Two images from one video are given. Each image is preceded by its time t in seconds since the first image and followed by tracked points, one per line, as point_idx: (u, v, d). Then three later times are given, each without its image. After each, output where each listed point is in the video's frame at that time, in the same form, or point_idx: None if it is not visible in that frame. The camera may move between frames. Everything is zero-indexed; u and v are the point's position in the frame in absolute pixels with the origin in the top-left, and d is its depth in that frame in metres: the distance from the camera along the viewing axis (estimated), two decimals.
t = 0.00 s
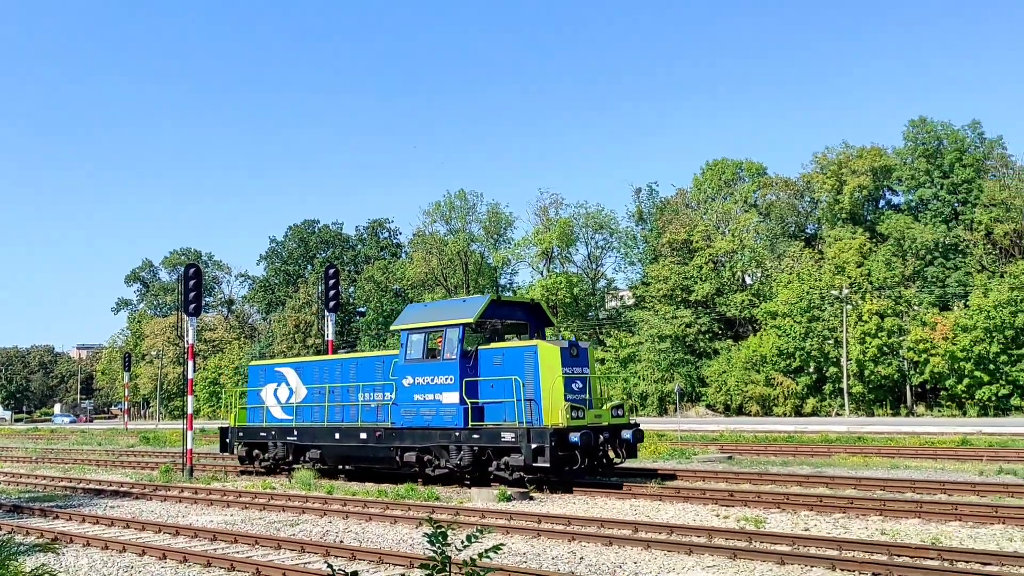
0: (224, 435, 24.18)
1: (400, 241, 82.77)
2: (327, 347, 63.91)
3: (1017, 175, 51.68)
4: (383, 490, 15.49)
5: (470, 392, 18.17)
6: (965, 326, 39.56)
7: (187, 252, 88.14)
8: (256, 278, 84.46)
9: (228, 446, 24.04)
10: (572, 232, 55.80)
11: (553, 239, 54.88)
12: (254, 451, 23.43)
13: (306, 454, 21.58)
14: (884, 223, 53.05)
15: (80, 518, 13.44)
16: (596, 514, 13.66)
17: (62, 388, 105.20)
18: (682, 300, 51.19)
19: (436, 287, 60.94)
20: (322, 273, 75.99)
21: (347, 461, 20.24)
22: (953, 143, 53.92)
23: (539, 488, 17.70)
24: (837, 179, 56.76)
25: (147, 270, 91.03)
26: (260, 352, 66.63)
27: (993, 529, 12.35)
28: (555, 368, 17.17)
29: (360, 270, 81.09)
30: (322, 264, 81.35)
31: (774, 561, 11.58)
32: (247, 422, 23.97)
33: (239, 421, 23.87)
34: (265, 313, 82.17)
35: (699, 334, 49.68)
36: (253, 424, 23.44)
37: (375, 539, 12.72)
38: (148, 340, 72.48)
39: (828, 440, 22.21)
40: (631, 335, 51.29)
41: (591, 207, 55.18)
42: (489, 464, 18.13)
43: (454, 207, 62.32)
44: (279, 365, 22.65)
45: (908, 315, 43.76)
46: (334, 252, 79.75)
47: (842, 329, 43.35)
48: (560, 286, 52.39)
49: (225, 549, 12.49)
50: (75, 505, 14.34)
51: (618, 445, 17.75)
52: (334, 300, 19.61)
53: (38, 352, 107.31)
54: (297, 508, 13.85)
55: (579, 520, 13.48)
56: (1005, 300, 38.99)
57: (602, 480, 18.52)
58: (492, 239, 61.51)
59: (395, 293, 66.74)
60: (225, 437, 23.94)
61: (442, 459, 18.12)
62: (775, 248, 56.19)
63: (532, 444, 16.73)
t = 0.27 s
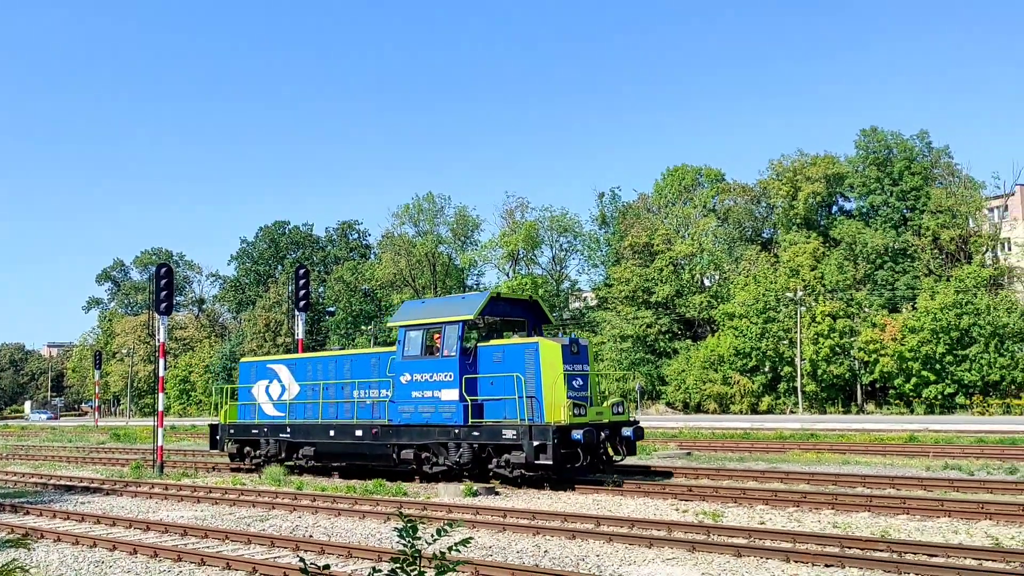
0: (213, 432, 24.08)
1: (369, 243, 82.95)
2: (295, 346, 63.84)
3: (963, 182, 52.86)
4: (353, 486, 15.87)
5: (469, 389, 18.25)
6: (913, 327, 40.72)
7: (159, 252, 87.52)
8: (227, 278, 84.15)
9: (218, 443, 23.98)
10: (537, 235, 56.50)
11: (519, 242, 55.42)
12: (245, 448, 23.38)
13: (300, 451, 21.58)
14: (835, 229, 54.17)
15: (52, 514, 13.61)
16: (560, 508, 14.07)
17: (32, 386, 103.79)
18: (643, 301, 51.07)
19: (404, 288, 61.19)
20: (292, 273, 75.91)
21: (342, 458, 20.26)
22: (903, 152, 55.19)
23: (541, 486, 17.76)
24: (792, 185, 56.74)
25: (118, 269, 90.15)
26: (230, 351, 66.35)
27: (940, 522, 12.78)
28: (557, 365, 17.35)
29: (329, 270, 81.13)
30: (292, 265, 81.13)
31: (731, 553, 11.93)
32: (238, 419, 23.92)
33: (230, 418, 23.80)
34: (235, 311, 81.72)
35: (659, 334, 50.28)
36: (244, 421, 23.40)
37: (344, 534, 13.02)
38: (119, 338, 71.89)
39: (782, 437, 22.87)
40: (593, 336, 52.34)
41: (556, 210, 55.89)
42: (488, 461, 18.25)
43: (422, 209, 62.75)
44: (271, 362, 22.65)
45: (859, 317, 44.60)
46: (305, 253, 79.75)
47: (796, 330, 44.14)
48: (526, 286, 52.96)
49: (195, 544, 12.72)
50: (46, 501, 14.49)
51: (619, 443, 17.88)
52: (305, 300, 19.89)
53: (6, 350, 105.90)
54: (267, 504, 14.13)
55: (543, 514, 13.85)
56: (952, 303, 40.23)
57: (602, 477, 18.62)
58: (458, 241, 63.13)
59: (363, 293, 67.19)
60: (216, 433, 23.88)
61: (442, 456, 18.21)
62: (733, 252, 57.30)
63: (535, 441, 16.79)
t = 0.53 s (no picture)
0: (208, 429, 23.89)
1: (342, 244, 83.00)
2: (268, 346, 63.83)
3: (916, 189, 54.32)
4: (326, 482, 16.22)
5: (472, 387, 18.11)
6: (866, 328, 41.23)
7: (134, 253, 86.88)
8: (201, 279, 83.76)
9: (213, 441, 23.83)
10: (507, 238, 57.08)
11: (488, 244, 55.97)
12: (240, 446, 23.22)
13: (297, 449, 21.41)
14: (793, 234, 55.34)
15: (26, 510, 13.78)
16: (527, 503, 14.47)
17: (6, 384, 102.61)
18: (609, 302, 51.36)
19: (376, 289, 61.42)
20: (265, 273, 75.80)
21: (340, 456, 20.08)
22: (858, 160, 56.46)
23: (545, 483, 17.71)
24: (751, 192, 58.00)
25: (93, 268, 89.36)
26: (204, 350, 66.01)
27: (892, 515, 13.28)
28: (563, 363, 17.27)
29: (303, 271, 81.09)
30: (266, 266, 80.85)
31: (692, 546, 12.35)
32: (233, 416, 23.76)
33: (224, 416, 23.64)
34: (209, 311, 81.32)
35: (624, 335, 51.10)
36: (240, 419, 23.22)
37: (316, 529, 13.30)
38: (93, 336, 71.44)
39: (742, 434, 23.43)
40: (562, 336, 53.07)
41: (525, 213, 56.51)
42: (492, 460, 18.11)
43: (394, 212, 63.06)
44: (267, 359, 22.50)
45: (816, 318, 45.53)
46: (279, 254, 79.68)
47: (755, 330, 44.56)
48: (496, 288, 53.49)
49: (169, 539, 12.94)
50: (20, 498, 14.64)
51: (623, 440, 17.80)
52: (279, 300, 20.10)
53: None
54: (240, 500, 14.38)
55: (511, 510, 14.24)
56: (903, 305, 40.36)
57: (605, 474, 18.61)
58: (430, 243, 63.69)
59: (336, 293, 67.30)
60: (210, 431, 23.72)
61: (444, 454, 18.05)
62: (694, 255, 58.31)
63: (541, 439, 16.72)
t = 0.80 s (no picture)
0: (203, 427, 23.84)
1: (317, 246, 82.93)
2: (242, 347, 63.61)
3: (871, 197, 56.00)
4: (300, 479, 16.55)
5: (476, 384, 18.22)
6: (823, 329, 42.04)
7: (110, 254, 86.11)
8: (178, 280, 83.20)
9: (208, 438, 23.84)
10: (478, 241, 57.51)
11: (460, 247, 56.26)
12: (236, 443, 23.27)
13: (295, 447, 21.46)
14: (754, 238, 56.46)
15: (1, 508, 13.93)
16: (496, 499, 14.87)
17: None
18: (576, 303, 52.63)
19: (350, 289, 61.54)
20: (239, 274, 75.54)
21: (341, 454, 20.18)
22: (816, 168, 57.49)
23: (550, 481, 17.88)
24: (714, 197, 58.45)
25: (69, 269, 88.48)
26: (179, 350, 65.87)
27: (845, 509, 13.85)
28: (568, 360, 17.37)
29: (277, 273, 80.87)
30: (241, 267, 80.46)
31: (655, 540, 12.78)
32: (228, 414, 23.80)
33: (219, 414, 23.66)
34: (184, 311, 80.86)
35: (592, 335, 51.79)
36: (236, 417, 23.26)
37: (288, 524, 13.57)
38: (68, 336, 70.94)
39: (704, 430, 24.07)
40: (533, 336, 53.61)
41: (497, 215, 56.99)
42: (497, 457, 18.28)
43: (367, 215, 63.13)
44: (264, 357, 22.56)
45: (775, 320, 45.42)
46: (253, 255, 79.48)
47: (716, 331, 44.88)
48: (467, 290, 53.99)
49: (144, 535, 13.15)
50: None
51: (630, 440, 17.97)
52: (253, 301, 20.31)
53: None
54: (214, 496, 14.64)
55: (479, 505, 14.61)
56: (858, 306, 41.41)
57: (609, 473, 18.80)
58: (402, 245, 63.55)
59: (311, 294, 67.30)
60: (206, 429, 23.75)
61: (448, 452, 18.23)
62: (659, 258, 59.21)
63: (548, 437, 16.87)
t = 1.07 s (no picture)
0: (202, 427, 23.87)
1: (294, 248, 82.84)
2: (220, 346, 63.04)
3: (829, 200, 57.30)
4: (276, 475, 16.86)
5: (484, 381, 18.38)
6: (785, 328, 42.78)
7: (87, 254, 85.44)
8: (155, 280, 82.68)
9: (207, 435, 23.88)
10: (453, 242, 57.88)
11: (435, 248, 56.57)
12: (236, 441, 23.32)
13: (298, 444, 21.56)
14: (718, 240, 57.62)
15: None
16: (468, 493, 15.27)
17: None
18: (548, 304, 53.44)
19: (327, 289, 61.54)
20: (216, 275, 75.25)
21: (346, 451, 20.30)
22: (777, 173, 58.65)
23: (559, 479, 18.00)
24: (679, 201, 59.35)
25: (47, 269, 87.58)
26: (158, 349, 65.73)
27: (804, 501, 14.44)
28: (577, 357, 17.42)
29: (255, 274, 80.59)
30: (220, 269, 80.05)
31: (622, 532, 13.26)
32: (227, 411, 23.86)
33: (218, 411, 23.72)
34: (163, 311, 80.42)
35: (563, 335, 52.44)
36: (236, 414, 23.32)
37: (265, 519, 13.85)
38: (47, 336, 70.38)
39: (673, 426, 24.67)
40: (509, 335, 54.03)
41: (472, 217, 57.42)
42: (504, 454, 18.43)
43: (344, 217, 63.23)
44: (266, 354, 22.62)
45: (739, 319, 46.02)
46: (230, 256, 79.22)
47: (683, 330, 45.72)
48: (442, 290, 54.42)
49: (123, 531, 13.39)
50: None
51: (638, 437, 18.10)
52: (231, 301, 20.54)
53: None
54: (192, 492, 14.91)
55: (452, 499, 15.00)
56: (818, 306, 42.47)
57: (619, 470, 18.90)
58: (378, 247, 63.96)
59: (289, 294, 67.25)
60: (205, 426, 23.79)
61: (456, 449, 18.37)
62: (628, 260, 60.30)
63: (558, 434, 17.00)
